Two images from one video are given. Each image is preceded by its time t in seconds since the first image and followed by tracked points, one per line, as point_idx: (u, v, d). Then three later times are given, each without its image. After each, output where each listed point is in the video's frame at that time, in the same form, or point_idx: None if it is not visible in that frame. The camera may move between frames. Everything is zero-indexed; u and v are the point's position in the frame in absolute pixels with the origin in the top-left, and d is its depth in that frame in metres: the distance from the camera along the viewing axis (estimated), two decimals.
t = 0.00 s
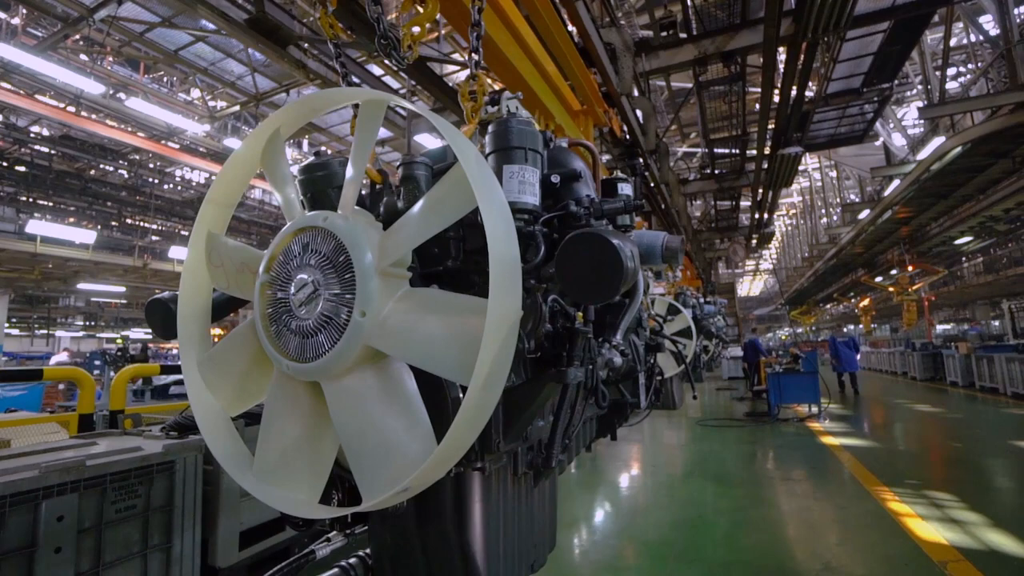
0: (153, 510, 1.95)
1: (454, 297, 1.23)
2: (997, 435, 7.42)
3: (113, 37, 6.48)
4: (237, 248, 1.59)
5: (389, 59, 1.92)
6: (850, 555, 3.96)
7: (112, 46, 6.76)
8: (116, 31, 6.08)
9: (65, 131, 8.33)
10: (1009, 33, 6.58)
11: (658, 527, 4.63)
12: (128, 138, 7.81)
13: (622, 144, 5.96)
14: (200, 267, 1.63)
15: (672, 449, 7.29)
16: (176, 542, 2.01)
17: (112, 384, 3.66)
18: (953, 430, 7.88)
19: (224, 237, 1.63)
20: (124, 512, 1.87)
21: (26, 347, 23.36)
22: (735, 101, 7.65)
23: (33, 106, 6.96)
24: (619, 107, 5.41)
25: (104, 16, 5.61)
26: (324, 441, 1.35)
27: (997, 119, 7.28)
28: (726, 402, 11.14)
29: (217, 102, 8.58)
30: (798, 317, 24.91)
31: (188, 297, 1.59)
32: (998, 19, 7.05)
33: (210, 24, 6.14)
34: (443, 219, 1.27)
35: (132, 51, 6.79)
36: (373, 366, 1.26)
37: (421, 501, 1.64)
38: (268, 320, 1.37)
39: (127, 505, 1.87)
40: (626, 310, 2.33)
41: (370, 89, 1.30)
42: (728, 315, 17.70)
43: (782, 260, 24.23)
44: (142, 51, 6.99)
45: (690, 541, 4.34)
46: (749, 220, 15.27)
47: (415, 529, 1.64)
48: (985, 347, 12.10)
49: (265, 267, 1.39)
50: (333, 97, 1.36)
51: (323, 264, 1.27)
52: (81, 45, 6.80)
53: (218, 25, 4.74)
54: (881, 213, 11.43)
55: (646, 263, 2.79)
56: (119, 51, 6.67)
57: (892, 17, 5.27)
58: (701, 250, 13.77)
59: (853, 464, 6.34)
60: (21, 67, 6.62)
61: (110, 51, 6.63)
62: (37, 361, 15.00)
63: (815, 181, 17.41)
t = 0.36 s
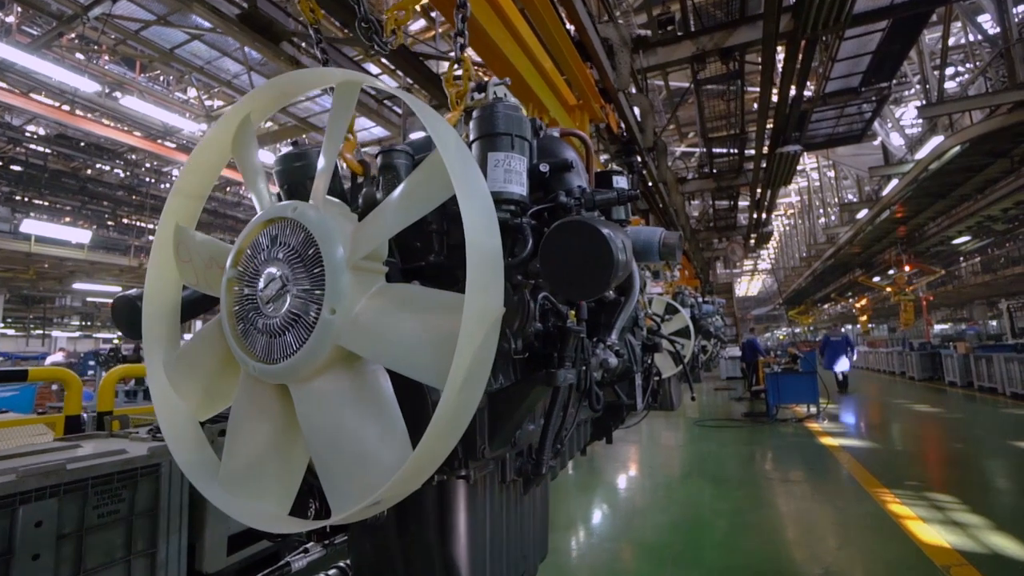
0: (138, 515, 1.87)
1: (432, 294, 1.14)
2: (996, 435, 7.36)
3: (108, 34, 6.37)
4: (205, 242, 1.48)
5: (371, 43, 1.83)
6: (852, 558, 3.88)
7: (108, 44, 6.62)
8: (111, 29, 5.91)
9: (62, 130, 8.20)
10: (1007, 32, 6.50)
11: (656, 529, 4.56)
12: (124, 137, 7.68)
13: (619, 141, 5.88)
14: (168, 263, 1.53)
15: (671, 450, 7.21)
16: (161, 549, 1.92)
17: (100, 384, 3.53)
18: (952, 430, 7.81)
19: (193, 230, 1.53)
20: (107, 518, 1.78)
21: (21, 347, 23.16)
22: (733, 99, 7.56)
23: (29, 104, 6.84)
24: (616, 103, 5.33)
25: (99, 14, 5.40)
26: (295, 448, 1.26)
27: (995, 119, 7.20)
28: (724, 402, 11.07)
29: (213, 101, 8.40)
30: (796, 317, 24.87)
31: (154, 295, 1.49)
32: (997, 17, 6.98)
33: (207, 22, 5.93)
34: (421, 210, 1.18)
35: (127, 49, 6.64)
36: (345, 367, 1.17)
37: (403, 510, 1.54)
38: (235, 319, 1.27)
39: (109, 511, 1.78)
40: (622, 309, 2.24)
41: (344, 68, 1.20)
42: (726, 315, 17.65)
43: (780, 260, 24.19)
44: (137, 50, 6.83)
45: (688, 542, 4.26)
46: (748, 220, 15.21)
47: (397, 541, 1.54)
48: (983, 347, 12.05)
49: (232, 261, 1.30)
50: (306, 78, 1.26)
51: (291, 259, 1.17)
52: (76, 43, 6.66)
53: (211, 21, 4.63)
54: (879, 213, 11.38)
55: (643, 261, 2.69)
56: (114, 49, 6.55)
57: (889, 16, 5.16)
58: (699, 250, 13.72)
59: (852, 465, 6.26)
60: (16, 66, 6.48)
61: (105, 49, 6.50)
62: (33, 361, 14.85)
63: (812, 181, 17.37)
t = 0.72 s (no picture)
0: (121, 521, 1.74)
1: (400, 290, 1.03)
2: (995, 435, 7.28)
3: (104, 34, 6.23)
4: (162, 234, 1.37)
5: (345, 23, 1.79)
6: (852, 563, 3.77)
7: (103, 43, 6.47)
8: (105, 27, 5.79)
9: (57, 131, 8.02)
10: (1007, 31, 6.42)
11: (654, 530, 4.46)
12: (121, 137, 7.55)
13: (615, 137, 5.76)
14: (123, 257, 1.42)
15: (669, 451, 7.11)
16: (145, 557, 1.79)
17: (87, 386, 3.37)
18: (951, 431, 7.72)
19: (152, 222, 1.42)
20: (86, 525, 1.65)
21: (19, 348, 22.98)
22: (731, 98, 7.47)
23: (25, 104, 6.74)
24: (612, 99, 5.23)
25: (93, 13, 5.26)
26: (256, 457, 1.16)
27: (994, 118, 7.10)
28: (722, 402, 10.98)
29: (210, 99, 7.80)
30: (794, 317, 24.81)
31: (109, 291, 1.38)
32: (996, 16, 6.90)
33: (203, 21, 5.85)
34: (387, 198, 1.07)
35: (123, 48, 6.49)
36: (304, 369, 1.06)
37: (378, 523, 1.44)
38: (188, 316, 1.16)
39: (90, 517, 1.66)
40: (616, 307, 2.14)
41: (307, 42, 1.09)
42: (725, 314, 17.59)
43: (778, 260, 24.13)
44: (133, 49, 6.67)
45: (687, 544, 4.17)
46: (746, 220, 15.13)
47: (371, 557, 1.43)
48: (982, 346, 11.97)
49: (187, 254, 1.19)
50: (266, 54, 1.16)
51: (248, 250, 1.07)
52: (72, 42, 6.51)
53: (204, 19, 4.54)
54: (877, 213, 11.28)
55: (637, 257, 2.60)
56: (110, 49, 6.42)
57: (887, 15, 5.07)
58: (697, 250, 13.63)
59: (852, 467, 6.15)
60: (10, 65, 6.33)
61: (101, 48, 6.38)
62: (30, 361, 14.70)
63: (810, 182, 17.29)
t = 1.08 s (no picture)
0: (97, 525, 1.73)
1: (351, 284, 0.91)
2: (995, 436, 7.18)
3: (101, 34, 5.97)
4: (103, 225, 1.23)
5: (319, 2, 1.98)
6: (853, 567, 3.66)
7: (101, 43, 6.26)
8: (100, 28, 5.66)
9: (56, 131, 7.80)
10: (1006, 30, 6.33)
11: (651, 534, 4.34)
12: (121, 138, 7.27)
13: (611, 134, 5.66)
14: (67, 249, 1.30)
15: (668, 452, 7.00)
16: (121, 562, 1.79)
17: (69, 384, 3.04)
18: (949, 431, 7.63)
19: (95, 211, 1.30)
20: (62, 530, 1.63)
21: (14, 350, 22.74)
22: (729, 96, 7.36)
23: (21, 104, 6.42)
24: (608, 97, 5.12)
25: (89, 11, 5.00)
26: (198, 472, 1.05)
27: (992, 118, 6.99)
28: (721, 402, 10.86)
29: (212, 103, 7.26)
30: (792, 317, 24.74)
31: (48, 288, 1.26)
32: (995, 14, 6.82)
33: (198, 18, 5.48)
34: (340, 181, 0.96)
35: (122, 49, 6.26)
36: (245, 374, 0.94)
37: (344, 536, 1.33)
38: (124, 314, 1.05)
39: (65, 523, 1.63)
40: (606, 306, 2.03)
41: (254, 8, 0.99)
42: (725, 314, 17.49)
43: (776, 260, 24.06)
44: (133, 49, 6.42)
45: (685, 547, 4.07)
46: (745, 220, 15.05)
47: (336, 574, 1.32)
48: (981, 346, 11.88)
49: (123, 246, 1.07)
50: (211, 21, 1.05)
51: (185, 240, 0.95)
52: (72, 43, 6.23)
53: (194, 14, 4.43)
54: (876, 213, 11.18)
55: (630, 254, 2.48)
56: (108, 50, 6.21)
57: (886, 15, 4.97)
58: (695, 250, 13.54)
59: (851, 468, 6.04)
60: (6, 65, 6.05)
61: (99, 49, 6.12)
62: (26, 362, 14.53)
63: (809, 182, 17.20)
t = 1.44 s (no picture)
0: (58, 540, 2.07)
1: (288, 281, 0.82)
2: (994, 437, 7.09)
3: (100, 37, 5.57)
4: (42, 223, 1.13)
5: None
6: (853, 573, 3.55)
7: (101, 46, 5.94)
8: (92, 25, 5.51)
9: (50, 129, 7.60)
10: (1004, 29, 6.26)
11: (648, 538, 4.22)
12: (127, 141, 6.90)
13: (606, 132, 5.55)
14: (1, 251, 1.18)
15: (666, 453, 6.88)
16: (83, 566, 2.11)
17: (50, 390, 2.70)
18: (949, 432, 7.53)
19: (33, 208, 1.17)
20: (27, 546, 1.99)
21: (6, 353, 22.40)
22: (726, 95, 7.26)
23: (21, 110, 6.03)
24: (604, 95, 5.00)
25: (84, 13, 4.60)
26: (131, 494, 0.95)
27: (990, 118, 6.92)
28: (720, 404, 10.74)
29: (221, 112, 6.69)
30: (791, 318, 24.63)
31: None
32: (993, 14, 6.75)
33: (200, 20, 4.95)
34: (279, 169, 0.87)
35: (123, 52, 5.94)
36: (173, 383, 0.84)
37: (304, 551, 1.22)
38: (47, 317, 0.94)
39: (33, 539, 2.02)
40: (594, 307, 1.93)
41: None
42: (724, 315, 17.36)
43: (775, 261, 23.97)
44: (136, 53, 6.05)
45: (683, 550, 3.96)
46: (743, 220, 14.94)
47: None
48: (981, 347, 11.80)
49: (47, 242, 0.96)
50: None
51: (107, 233, 0.85)
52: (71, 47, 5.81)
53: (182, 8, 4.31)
54: (874, 214, 11.10)
55: (622, 252, 2.38)
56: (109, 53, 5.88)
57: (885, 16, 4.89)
58: (694, 250, 13.43)
59: (850, 470, 5.94)
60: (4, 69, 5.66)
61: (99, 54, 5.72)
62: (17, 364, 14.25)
63: (808, 182, 17.11)
